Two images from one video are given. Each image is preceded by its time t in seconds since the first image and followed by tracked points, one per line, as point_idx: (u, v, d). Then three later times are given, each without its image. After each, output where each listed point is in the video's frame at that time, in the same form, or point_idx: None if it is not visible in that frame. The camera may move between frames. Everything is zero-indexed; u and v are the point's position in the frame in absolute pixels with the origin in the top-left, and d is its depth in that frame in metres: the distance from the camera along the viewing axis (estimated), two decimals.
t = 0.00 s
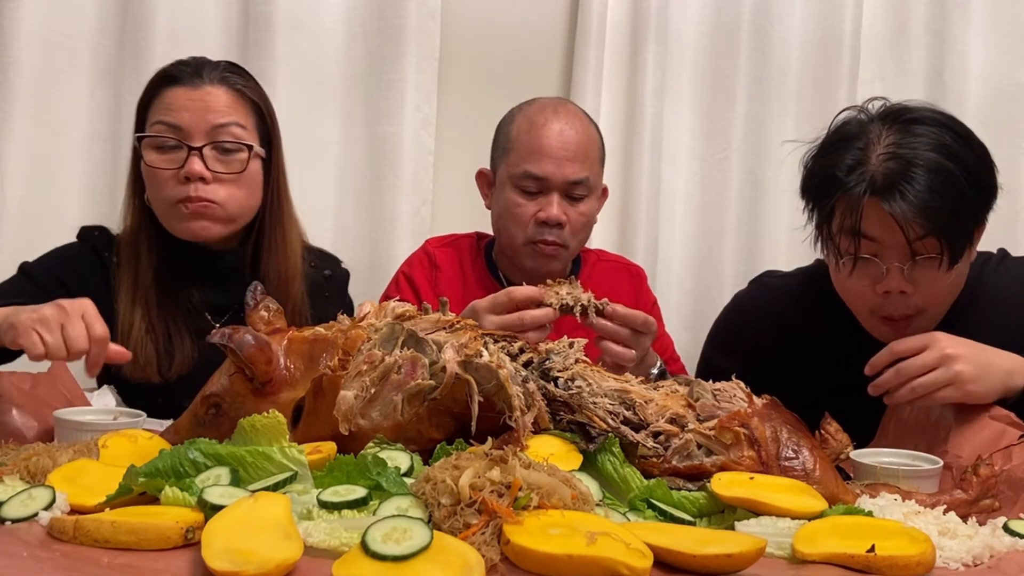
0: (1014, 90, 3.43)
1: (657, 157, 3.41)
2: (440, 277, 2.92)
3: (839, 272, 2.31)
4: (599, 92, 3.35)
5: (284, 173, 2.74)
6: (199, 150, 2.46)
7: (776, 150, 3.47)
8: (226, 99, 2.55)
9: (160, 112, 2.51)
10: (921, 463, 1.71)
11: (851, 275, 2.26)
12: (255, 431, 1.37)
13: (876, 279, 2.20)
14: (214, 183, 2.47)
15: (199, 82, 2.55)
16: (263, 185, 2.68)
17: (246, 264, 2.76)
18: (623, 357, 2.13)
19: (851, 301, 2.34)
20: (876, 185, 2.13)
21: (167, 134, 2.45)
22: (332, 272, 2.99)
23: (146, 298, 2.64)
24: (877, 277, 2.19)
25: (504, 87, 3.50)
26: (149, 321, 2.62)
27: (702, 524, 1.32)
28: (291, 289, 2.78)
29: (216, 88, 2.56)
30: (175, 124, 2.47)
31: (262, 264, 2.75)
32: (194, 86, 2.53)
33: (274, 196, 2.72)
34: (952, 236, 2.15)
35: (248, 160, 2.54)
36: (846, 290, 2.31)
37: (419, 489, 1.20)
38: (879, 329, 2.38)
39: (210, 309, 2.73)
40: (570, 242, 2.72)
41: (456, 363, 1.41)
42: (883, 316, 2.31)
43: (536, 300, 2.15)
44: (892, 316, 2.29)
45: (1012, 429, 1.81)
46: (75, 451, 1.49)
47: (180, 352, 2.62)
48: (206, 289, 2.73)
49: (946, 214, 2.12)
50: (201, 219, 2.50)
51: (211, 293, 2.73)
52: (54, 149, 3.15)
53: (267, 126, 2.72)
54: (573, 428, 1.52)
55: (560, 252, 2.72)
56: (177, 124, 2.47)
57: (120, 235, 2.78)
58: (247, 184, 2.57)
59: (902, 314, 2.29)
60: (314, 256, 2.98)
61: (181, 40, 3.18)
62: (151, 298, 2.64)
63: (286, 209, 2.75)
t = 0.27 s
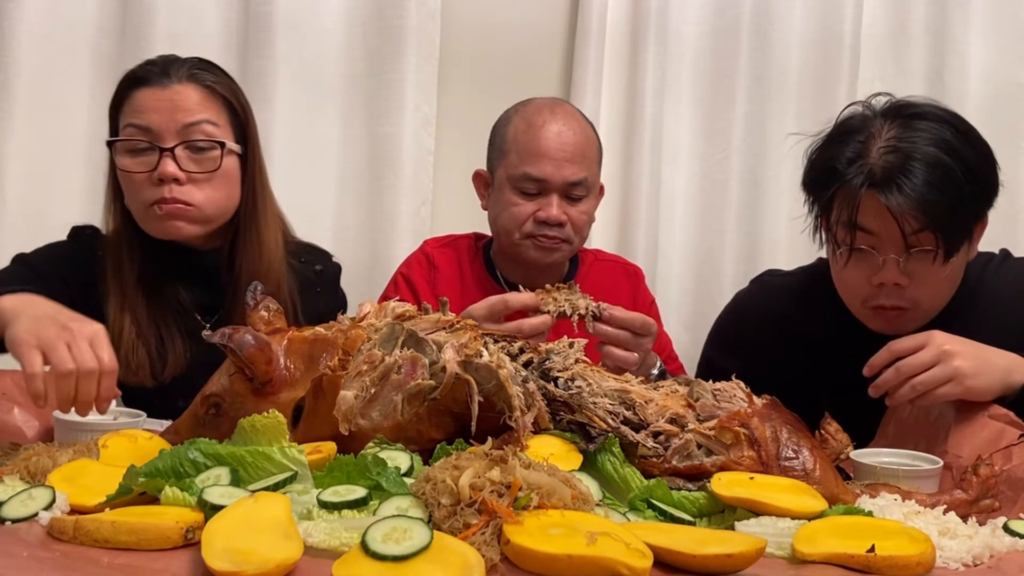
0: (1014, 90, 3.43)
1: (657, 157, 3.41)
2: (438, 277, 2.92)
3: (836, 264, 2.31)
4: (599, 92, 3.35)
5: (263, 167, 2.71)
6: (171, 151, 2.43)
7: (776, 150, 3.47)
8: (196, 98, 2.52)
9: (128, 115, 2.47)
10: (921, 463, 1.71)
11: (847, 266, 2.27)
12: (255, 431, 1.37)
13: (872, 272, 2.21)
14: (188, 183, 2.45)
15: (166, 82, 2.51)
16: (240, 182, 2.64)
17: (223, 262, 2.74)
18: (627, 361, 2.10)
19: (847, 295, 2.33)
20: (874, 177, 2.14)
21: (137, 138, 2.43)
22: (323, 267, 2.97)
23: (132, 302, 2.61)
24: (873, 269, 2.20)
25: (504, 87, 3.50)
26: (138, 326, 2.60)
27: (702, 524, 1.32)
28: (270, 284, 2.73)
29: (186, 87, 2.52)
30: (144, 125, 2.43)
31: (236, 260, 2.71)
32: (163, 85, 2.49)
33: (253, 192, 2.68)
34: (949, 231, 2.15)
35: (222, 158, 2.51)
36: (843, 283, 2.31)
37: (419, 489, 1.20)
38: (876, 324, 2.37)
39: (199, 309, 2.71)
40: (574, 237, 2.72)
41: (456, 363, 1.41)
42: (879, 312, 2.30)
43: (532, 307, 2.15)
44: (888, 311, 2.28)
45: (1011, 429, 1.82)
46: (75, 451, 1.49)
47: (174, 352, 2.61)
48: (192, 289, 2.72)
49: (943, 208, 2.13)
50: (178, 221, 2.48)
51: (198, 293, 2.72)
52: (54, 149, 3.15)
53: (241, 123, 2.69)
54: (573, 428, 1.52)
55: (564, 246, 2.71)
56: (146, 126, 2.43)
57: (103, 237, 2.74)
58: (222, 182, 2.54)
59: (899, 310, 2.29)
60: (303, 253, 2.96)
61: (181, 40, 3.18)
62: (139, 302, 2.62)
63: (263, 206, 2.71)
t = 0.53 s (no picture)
0: (1014, 89, 3.43)
1: (657, 158, 3.41)
2: (436, 277, 2.92)
3: (837, 259, 2.31)
4: (599, 92, 3.35)
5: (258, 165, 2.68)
6: (169, 145, 2.41)
7: (776, 150, 3.47)
8: (194, 93, 2.50)
9: (127, 109, 2.46)
10: (921, 463, 1.71)
11: (848, 260, 2.27)
12: (255, 432, 1.37)
13: (873, 266, 2.21)
14: (187, 177, 2.42)
15: (165, 77, 2.49)
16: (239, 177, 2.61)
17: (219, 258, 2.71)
18: (627, 363, 2.10)
19: (848, 289, 2.33)
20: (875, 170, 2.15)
21: (135, 132, 2.41)
22: (319, 266, 2.97)
23: (132, 299, 2.59)
24: (874, 263, 2.20)
25: (504, 87, 3.50)
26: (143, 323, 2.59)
27: (702, 524, 1.32)
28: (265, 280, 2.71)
29: (184, 82, 2.50)
30: (142, 120, 2.41)
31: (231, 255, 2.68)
32: (161, 80, 2.47)
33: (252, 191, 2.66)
34: (950, 225, 2.15)
35: (220, 152, 2.49)
36: (844, 277, 2.31)
37: (419, 489, 1.20)
38: (877, 320, 2.36)
39: (198, 307, 2.71)
40: (573, 242, 2.72)
41: (456, 363, 1.41)
42: (880, 307, 2.30)
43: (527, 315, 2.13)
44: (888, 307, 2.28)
45: (1011, 428, 1.83)
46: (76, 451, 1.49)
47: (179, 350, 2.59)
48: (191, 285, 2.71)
49: (944, 202, 2.12)
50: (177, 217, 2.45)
51: (198, 290, 2.71)
52: (54, 149, 3.15)
53: (238, 118, 2.66)
54: (573, 428, 1.52)
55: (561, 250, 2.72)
56: (144, 120, 2.41)
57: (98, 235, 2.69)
58: (220, 177, 2.52)
59: (899, 305, 2.29)
60: (300, 252, 2.96)
61: (181, 40, 3.18)
62: (141, 298, 2.60)
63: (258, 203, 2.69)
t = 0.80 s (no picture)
0: (1014, 89, 3.43)
1: (657, 158, 3.41)
2: (435, 277, 2.92)
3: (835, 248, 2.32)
4: (599, 92, 3.35)
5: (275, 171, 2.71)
6: (193, 141, 2.42)
7: (777, 150, 3.47)
8: (216, 92, 2.51)
9: (150, 105, 2.46)
10: (921, 463, 1.71)
11: (846, 249, 2.27)
12: (255, 432, 1.37)
13: (871, 255, 2.21)
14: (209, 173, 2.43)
15: (188, 75, 2.50)
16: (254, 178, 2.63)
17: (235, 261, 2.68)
18: (628, 363, 2.14)
19: (846, 279, 2.34)
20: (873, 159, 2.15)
21: (159, 127, 2.42)
22: (326, 270, 2.97)
23: (145, 296, 2.54)
24: (871, 253, 2.20)
25: (504, 87, 3.50)
26: (155, 322, 2.53)
27: (702, 524, 1.32)
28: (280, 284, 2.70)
29: (207, 80, 2.51)
30: (166, 116, 2.42)
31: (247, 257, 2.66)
32: (184, 78, 2.48)
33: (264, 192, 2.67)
34: (948, 215, 2.15)
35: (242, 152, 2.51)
36: (841, 267, 2.31)
37: (419, 489, 1.21)
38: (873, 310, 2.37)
39: (211, 308, 2.66)
40: (569, 240, 2.73)
41: (456, 363, 1.41)
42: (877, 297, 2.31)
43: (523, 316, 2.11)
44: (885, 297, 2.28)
45: (1011, 428, 1.82)
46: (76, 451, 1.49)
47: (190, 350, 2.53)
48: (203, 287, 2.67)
49: (942, 192, 2.13)
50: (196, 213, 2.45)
51: (211, 292, 2.67)
52: (54, 149, 3.15)
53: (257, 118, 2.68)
54: (573, 428, 1.52)
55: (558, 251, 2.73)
56: (168, 116, 2.42)
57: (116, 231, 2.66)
58: (242, 176, 2.55)
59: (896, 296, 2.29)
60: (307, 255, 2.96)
61: (181, 40, 3.18)
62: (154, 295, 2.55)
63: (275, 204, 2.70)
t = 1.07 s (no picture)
0: (1014, 89, 3.43)
1: (657, 159, 3.41)
2: (440, 275, 2.92)
3: (833, 232, 2.37)
4: (599, 92, 3.35)
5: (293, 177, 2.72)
6: (218, 143, 2.41)
7: (777, 150, 3.48)
8: (241, 95, 2.51)
9: (177, 105, 2.46)
10: (921, 463, 1.71)
11: (842, 232, 2.33)
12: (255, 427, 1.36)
13: (867, 238, 2.26)
14: (233, 176, 2.42)
15: (216, 77, 2.52)
16: (274, 183, 2.62)
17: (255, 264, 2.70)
18: (634, 352, 2.18)
19: (843, 264, 2.39)
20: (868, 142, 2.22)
21: (185, 127, 2.40)
22: (336, 274, 2.99)
23: (160, 293, 2.53)
24: (867, 234, 2.26)
25: (504, 87, 3.50)
26: (166, 319, 2.52)
27: (702, 524, 1.32)
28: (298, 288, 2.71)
29: (234, 84, 2.53)
30: (193, 116, 2.41)
31: (269, 265, 2.69)
32: (213, 80, 2.50)
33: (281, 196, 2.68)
34: (943, 199, 2.20)
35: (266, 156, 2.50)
36: (839, 251, 2.36)
37: (419, 489, 1.21)
38: (869, 295, 2.41)
39: (222, 308, 2.65)
40: (574, 236, 2.72)
41: (456, 363, 1.41)
42: (873, 282, 2.34)
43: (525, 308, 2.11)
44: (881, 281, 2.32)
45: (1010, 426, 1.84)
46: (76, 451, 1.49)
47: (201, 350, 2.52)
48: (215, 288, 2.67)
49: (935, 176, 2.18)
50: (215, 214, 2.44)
51: (223, 294, 2.67)
52: (54, 149, 3.15)
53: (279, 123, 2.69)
54: (573, 428, 1.52)
55: (560, 243, 2.71)
56: (195, 116, 2.41)
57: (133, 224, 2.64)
58: (264, 180, 2.53)
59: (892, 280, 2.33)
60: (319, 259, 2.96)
61: (181, 41, 3.18)
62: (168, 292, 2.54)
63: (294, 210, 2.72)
